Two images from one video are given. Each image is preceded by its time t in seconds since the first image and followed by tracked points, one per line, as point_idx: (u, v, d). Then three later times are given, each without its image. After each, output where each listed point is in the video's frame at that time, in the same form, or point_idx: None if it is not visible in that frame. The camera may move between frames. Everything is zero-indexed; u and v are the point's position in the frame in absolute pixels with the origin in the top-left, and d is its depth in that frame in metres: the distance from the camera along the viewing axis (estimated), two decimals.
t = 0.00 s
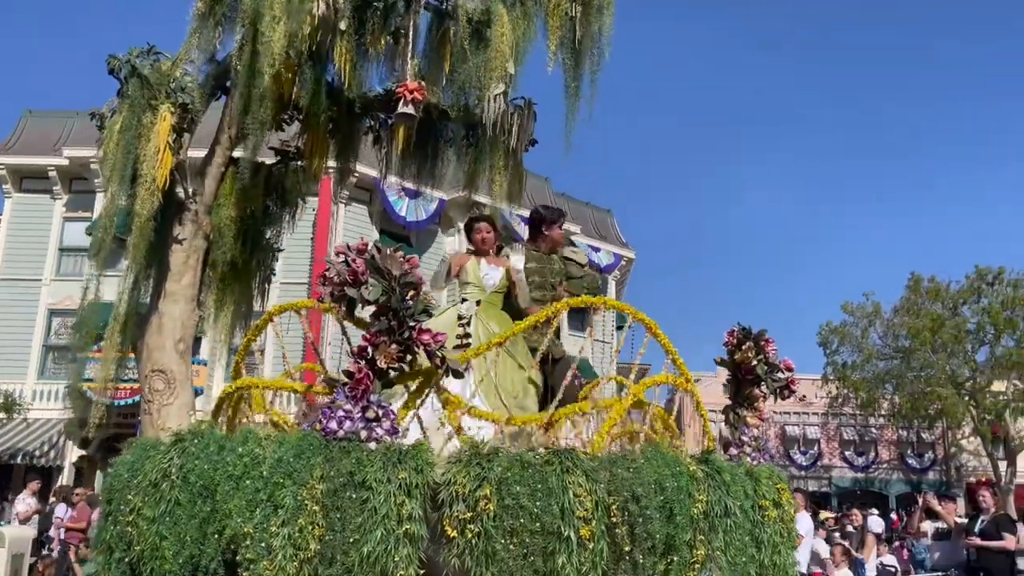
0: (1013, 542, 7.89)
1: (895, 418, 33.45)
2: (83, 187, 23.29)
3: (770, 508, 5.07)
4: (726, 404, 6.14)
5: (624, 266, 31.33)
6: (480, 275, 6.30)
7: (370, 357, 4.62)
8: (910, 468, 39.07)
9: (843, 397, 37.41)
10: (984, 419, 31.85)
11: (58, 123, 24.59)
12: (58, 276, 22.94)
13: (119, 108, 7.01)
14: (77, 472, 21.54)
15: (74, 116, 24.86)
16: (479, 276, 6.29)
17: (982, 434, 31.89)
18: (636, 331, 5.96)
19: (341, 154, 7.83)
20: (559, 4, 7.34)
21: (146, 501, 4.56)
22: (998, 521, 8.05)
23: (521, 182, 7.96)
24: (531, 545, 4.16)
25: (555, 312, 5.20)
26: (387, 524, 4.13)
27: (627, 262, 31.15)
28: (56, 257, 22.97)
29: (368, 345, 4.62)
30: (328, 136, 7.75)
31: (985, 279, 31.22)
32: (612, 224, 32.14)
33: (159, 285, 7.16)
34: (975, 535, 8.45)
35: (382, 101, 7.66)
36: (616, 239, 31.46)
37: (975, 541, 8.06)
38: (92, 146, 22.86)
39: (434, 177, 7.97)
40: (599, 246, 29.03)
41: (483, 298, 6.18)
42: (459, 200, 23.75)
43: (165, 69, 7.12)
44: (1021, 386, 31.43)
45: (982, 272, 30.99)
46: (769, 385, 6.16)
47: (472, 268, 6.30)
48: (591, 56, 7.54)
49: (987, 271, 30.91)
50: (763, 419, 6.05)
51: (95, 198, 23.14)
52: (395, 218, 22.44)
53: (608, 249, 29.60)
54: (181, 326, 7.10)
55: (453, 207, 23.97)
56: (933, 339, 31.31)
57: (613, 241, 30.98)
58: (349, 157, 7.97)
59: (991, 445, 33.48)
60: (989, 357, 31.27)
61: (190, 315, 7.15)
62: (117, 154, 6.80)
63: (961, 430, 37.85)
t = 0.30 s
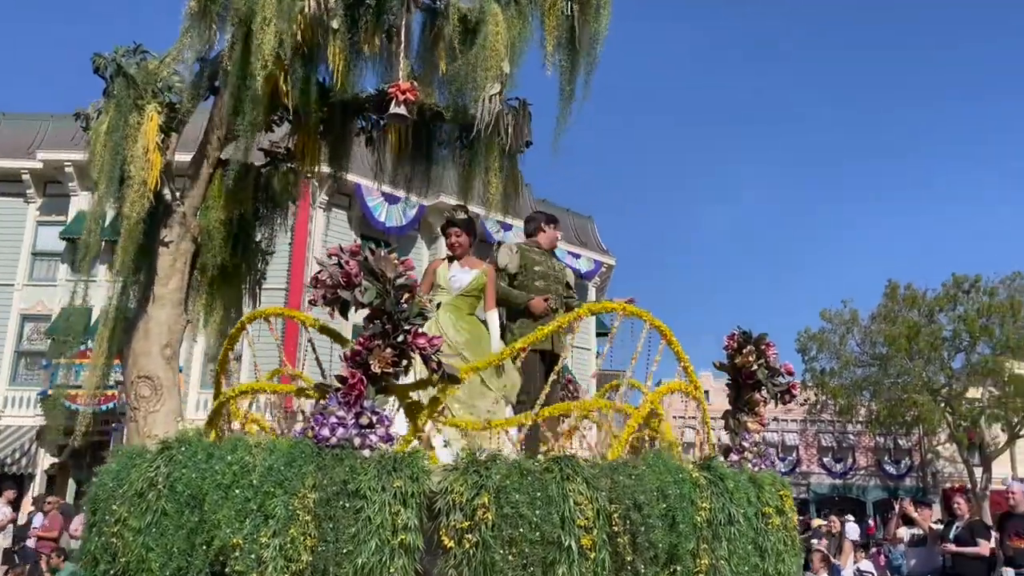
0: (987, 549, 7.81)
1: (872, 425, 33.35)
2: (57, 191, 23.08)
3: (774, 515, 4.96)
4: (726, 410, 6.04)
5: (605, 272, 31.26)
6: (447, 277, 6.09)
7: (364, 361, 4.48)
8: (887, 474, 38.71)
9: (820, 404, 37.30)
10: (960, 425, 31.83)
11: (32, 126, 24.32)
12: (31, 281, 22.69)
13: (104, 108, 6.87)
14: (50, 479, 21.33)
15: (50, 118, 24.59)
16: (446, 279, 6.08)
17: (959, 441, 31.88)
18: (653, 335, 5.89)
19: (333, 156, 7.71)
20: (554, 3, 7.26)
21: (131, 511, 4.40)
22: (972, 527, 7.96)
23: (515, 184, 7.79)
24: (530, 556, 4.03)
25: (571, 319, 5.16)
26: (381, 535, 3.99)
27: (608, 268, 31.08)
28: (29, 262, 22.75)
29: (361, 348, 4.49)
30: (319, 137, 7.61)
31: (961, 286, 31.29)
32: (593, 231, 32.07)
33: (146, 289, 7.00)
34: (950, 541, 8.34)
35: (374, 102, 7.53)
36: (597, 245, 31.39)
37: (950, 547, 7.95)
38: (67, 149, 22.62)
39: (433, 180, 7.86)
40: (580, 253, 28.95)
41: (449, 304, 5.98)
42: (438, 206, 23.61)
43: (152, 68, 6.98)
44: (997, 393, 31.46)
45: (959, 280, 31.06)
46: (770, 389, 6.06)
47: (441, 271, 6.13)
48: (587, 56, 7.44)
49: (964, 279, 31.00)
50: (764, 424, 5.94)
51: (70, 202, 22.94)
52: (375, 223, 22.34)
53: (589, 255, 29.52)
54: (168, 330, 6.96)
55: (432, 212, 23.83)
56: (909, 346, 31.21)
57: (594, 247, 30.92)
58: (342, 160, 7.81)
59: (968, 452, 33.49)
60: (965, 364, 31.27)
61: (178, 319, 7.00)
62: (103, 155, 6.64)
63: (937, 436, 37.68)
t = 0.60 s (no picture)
0: (966, 552, 7.68)
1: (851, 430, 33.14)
2: (34, 195, 23.02)
3: (779, 519, 4.87)
4: (728, 413, 5.97)
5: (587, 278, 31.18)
6: (429, 280, 5.91)
7: (362, 364, 4.37)
8: (865, 479, 37.55)
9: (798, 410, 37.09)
10: (938, 430, 31.71)
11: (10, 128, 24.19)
12: (7, 284, 22.50)
13: (92, 107, 6.75)
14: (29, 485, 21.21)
15: (27, 121, 24.36)
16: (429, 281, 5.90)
17: (936, 446, 31.75)
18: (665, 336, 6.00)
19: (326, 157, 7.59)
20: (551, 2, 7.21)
21: (122, 518, 4.27)
22: (949, 532, 7.81)
23: (512, 187, 7.65)
24: (535, 562, 3.91)
25: (598, 321, 5.21)
26: (382, 541, 3.88)
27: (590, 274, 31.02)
28: (7, 265, 22.58)
29: (358, 351, 4.36)
30: (311, 138, 7.51)
31: (940, 293, 31.26)
32: (574, 236, 32.00)
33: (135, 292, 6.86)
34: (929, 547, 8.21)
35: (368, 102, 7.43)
36: (579, 251, 31.31)
37: (928, 552, 7.82)
38: (45, 152, 22.45)
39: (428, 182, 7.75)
40: (562, 259, 28.88)
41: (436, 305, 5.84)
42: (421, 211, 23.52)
43: (142, 67, 6.86)
44: (974, 399, 31.40)
45: (937, 286, 31.04)
46: (772, 393, 5.97)
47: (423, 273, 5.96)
48: (584, 54, 7.39)
49: (942, 286, 31.00)
50: (766, 427, 5.85)
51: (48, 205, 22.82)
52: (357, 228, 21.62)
53: (570, 261, 29.43)
54: (158, 334, 6.81)
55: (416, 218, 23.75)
56: (887, 352, 31.27)
57: (575, 253, 30.86)
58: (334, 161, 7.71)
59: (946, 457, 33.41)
60: (942, 370, 31.19)
61: (168, 323, 6.87)
62: (91, 156, 6.52)
63: (915, 442, 37.51)
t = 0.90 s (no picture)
0: (947, 556, 7.78)
1: (833, 434, 33.12)
2: (14, 196, 23.06)
3: (788, 522, 4.78)
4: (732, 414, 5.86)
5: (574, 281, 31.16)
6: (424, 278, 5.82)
7: (363, 364, 4.26)
8: (847, 482, 37.84)
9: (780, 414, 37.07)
10: (919, 433, 31.60)
11: None
12: None
13: (85, 104, 6.63)
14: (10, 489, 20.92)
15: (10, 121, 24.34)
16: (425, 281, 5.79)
17: (916, 449, 31.65)
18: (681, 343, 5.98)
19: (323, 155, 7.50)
20: None
21: (117, 523, 4.15)
22: (930, 534, 7.91)
23: (511, 185, 7.55)
24: (542, 567, 3.81)
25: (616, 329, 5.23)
26: (384, 546, 3.78)
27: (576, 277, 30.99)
28: None
29: (360, 352, 4.28)
30: (308, 136, 7.42)
31: (921, 297, 31.28)
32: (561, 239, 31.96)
33: (128, 292, 6.75)
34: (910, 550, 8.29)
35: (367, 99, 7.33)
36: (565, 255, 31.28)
37: (910, 555, 7.91)
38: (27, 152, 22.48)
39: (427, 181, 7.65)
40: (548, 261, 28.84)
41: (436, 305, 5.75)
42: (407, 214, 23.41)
43: (137, 63, 6.76)
44: (954, 403, 31.37)
45: (919, 289, 31.04)
46: (776, 393, 5.89)
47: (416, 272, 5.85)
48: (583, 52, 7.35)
49: (923, 289, 31.02)
50: (772, 428, 5.76)
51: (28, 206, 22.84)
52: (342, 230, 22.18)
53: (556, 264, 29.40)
54: (153, 335, 6.70)
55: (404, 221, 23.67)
56: (869, 356, 30.94)
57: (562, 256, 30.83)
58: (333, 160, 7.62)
59: (926, 460, 33.43)
60: (923, 373, 31.23)
61: (162, 324, 6.75)
62: (84, 153, 6.41)
63: (897, 445, 37.52)
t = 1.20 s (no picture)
0: (930, 557, 7.70)
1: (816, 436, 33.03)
2: None
3: (798, 525, 4.69)
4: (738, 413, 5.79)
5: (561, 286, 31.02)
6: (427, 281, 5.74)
7: (365, 364, 4.19)
8: (830, 485, 37.67)
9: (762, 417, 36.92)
10: (902, 436, 31.58)
11: None
12: None
13: (79, 100, 6.54)
14: None
15: None
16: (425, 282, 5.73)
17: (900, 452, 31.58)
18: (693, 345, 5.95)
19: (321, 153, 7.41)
20: None
21: (111, 528, 4.04)
22: (913, 536, 7.84)
23: (512, 185, 7.45)
24: (551, 572, 3.72)
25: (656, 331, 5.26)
26: (388, 551, 3.68)
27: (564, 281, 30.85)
28: None
29: (361, 350, 4.19)
30: (306, 133, 7.32)
31: (905, 300, 31.22)
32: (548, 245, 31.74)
33: (123, 292, 6.63)
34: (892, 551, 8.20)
35: (365, 96, 7.24)
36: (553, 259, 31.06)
37: (892, 557, 7.84)
38: (9, 153, 23.28)
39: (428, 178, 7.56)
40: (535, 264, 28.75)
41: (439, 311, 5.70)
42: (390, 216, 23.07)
43: (132, 59, 6.66)
44: (937, 405, 31.35)
45: (902, 293, 31.00)
46: (783, 393, 5.81)
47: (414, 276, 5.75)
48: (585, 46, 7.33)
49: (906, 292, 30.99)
50: (778, 428, 5.71)
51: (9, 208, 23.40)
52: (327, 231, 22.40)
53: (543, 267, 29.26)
54: (148, 336, 6.58)
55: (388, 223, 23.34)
56: (853, 360, 30.86)
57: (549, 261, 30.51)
58: (332, 158, 7.51)
59: (909, 463, 33.38)
60: (906, 376, 31.22)
61: (158, 323, 6.64)
62: (79, 151, 6.32)
63: (880, 448, 37.43)
